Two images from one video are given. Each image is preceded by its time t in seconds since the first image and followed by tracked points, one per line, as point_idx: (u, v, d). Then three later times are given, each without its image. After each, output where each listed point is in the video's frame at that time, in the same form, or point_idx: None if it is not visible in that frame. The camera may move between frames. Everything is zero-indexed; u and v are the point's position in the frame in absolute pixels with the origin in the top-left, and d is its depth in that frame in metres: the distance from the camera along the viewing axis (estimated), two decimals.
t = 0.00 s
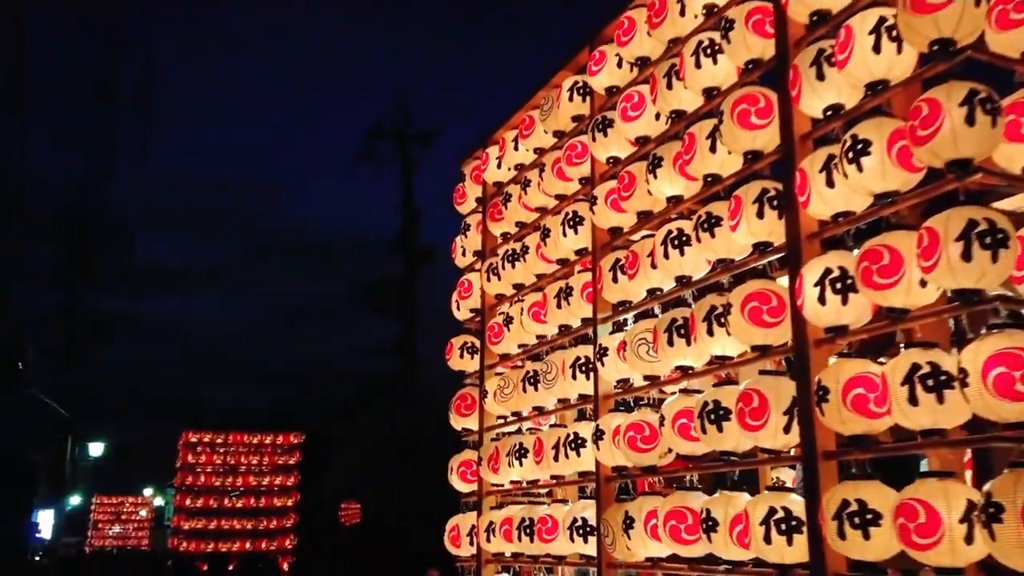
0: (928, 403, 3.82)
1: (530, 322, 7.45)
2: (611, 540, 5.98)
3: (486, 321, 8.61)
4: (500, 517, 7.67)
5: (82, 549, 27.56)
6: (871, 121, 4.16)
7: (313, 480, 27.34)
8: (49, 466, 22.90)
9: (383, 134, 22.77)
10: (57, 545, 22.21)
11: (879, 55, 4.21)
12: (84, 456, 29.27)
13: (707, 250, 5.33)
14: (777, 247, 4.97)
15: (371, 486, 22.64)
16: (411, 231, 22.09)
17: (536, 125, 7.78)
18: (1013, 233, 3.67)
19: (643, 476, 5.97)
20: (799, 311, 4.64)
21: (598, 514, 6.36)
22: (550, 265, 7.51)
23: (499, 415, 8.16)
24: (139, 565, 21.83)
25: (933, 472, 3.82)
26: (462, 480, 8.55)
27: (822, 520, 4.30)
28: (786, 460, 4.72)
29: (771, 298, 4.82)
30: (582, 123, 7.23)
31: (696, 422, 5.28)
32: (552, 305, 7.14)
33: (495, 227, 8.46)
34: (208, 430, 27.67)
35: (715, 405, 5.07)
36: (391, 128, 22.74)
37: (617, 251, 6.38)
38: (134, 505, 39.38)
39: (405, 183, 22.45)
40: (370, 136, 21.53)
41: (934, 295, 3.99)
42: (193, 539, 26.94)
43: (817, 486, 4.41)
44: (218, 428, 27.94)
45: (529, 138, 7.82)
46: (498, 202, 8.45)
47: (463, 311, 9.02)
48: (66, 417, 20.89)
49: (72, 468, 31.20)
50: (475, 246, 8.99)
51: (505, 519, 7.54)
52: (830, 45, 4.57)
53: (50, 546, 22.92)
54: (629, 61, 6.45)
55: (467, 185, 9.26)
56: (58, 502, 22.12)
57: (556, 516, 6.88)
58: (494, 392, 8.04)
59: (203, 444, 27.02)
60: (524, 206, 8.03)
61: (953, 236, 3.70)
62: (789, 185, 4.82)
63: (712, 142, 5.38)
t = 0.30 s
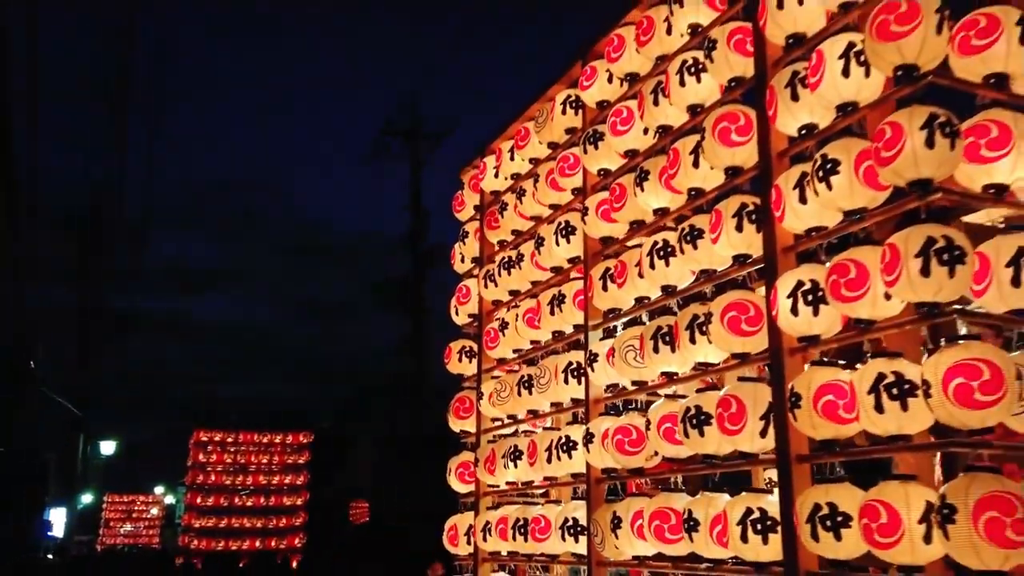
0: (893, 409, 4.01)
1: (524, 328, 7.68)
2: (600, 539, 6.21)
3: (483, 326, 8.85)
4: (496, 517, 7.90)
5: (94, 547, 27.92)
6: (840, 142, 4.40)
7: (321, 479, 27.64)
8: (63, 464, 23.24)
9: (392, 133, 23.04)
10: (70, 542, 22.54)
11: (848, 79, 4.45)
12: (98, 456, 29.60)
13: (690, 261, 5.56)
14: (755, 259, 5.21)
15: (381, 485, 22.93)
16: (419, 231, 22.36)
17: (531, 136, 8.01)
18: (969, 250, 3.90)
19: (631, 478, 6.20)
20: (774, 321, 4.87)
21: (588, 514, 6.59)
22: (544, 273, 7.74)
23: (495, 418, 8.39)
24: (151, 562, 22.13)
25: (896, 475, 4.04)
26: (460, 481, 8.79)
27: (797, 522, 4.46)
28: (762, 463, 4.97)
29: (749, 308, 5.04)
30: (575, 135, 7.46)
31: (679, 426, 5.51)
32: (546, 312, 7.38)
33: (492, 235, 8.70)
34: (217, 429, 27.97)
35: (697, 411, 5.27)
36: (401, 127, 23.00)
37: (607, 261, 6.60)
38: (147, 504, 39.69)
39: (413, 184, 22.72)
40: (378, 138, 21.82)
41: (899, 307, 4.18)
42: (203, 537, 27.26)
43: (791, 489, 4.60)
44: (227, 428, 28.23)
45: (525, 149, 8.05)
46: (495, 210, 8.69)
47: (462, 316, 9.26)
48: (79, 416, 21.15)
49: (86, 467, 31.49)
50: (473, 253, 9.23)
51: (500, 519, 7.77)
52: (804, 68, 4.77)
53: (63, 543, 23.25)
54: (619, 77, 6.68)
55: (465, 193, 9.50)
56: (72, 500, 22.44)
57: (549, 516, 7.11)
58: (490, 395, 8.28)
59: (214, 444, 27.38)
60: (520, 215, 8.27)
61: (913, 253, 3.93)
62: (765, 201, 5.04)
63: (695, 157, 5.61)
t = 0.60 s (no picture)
0: (863, 417, 4.24)
1: (523, 335, 7.91)
2: (594, 541, 6.43)
3: (484, 332, 9.07)
4: (495, 519, 8.13)
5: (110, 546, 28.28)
6: (816, 162, 4.62)
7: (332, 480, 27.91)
8: (78, 465, 23.57)
9: (404, 134, 23.27)
10: (87, 542, 22.89)
11: (823, 102, 4.66)
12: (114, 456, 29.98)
13: (678, 273, 5.78)
14: (739, 271, 5.43)
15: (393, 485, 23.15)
16: (431, 232, 22.57)
17: (529, 148, 8.23)
18: (934, 267, 4.14)
19: (623, 481, 6.42)
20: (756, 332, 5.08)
21: (583, 517, 6.81)
22: (542, 282, 7.96)
23: (495, 422, 8.62)
24: (167, 561, 22.44)
25: (867, 480, 4.27)
26: (461, 483, 9.01)
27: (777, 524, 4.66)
28: (745, 468, 5.20)
29: (733, 318, 5.26)
30: (571, 148, 7.68)
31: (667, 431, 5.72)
32: (544, 320, 7.60)
33: (492, 243, 8.92)
34: (231, 430, 28.28)
35: (684, 417, 5.47)
36: (413, 128, 23.27)
37: (601, 271, 6.82)
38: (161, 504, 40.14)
39: (425, 186, 22.96)
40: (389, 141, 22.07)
41: (872, 319, 4.39)
42: (216, 538, 27.60)
43: (772, 492, 4.82)
44: (239, 429, 28.53)
45: (523, 160, 8.27)
46: (495, 220, 8.91)
47: (463, 322, 9.48)
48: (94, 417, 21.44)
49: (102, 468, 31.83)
50: (474, 260, 9.46)
51: (499, 521, 7.99)
52: (784, 90, 4.99)
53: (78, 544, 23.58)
54: (612, 93, 6.89)
55: (467, 203, 9.73)
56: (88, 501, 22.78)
57: (546, 518, 7.33)
58: (490, 401, 8.50)
59: (227, 444, 27.66)
60: (519, 225, 8.49)
61: (881, 269, 4.13)
62: (748, 217, 5.26)
63: (683, 173, 5.83)
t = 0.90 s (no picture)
0: (841, 423, 4.43)
1: (523, 340, 8.12)
2: (591, 541, 6.63)
3: (487, 337, 9.28)
4: (497, 520, 8.33)
5: (126, 546, 28.64)
6: (800, 179, 4.81)
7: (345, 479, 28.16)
8: (95, 464, 23.88)
9: (417, 134, 23.51)
10: (103, 541, 23.17)
11: (807, 120, 4.85)
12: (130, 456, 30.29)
13: (671, 282, 5.98)
14: (729, 281, 5.63)
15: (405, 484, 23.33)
16: (443, 233, 22.81)
17: (531, 158, 8.43)
18: (909, 281, 4.36)
19: (619, 483, 6.62)
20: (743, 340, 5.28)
21: (581, 517, 7.02)
22: (542, 288, 8.17)
23: (497, 426, 8.82)
24: (182, 560, 22.69)
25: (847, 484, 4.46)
26: (464, 485, 9.22)
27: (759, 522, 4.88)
28: (733, 471, 5.40)
29: (722, 327, 5.46)
30: (570, 158, 7.88)
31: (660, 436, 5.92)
32: (544, 325, 7.81)
33: (495, 250, 9.13)
34: (245, 430, 28.57)
35: (676, 421, 5.66)
36: (425, 130, 23.51)
37: (598, 279, 7.02)
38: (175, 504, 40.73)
39: (438, 188, 23.18)
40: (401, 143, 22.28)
41: (852, 329, 4.57)
42: (230, 537, 27.92)
43: (757, 492, 5.03)
44: (252, 429, 28.84)
45: (525, 169, 8.48)
46: (497, 228, 9.12)
47: (467, 327, 9.70)
48: (110, 416, 21.75)
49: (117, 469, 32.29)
50: (478, 267, 9.68)
51: (501, 522, 8.19)
52: (771, 107, 5.18)
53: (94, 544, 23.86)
54: (610, 106, 7.09)
55: (470, 210, 9.94)
56: (104, 501, 23.07)
57: (545, 519, 7.54)
58: (492, 404, 8.71)
59: (241, 445, 27.96)
60: (521, 233, 8.71)
61: (859, 282, 4.35)
62: (736, 229, 5.46)
63: (676, 186, 6.03)
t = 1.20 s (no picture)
0: (826, 427, 4.61)
1: (526, 344, 8.33)
2: (589, 539, 6.85)
3: (492, 340, 9.50)
4: (500, 518, 8.56)
5: (143, 543, 29.03)
6: (785, 192, 5.02)
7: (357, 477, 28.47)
8: (112, 463, 24.25)
9: (430, 134, 23.74)
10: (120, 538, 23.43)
11: (793, 136, 5.06)
12: (146, 452, 30.61)
13: (666, 289, 6.19)
14: (720, 288, 5.85)
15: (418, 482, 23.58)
16: (455, 232, 23.04)
17: (533, 166, 8.64)
18: (888, 291, 4.55)
19: (617, 483, 6.83)
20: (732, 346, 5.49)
21: (581, 516, 7.24)
22: (543, 293, 8.38)
23: (500, 426, 9.04)
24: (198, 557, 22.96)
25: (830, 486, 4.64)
26: (469, 484, 9.45)
27: (748, 524, 5.07)
28: (724, 472, 5.61)
29: (713, 333, 5.66)
30: (571, 167, 8.09)
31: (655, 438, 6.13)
32: (545, 329, 8.03)
33: (498, 255, 9.34)
34: (259, 429, 28.91)
35: (670, 424, 5.86)
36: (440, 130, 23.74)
37: (597, 285, 7.21)
38: (190, 502, 41.22)
39: (451, 188, 23.40)
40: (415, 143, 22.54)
41: (835, 336, 4.75)
42: (245, 535, 28.28)
43: (746, 493, 5.23)
44: (267, 429, 29.18)
45: (528, 177, 8.69)
46: (501, 233, 9.32)
47: (471, 330, 9.92)
48: (127, 415, 22.10)
49: (133, 468, 32.74)
50: (483, 271, 9.90)
51: (504, 520, 8.41)
52: (759, 122, 5.38)
53: (111, 541, 24.23)
54: (608, 117, 7.29)
55: (475, 215, 10.15)
56: (121, 498, 23.38)
57: (546, 518, 7.76)
58: (495, 406, 8.93)
59: (256, 443, 28.22)
60: (523, 238, 8.92)
61: (840, 292, 4.56)
62: (726, 239, 5.66)
63: (670, 196, 6.23)
